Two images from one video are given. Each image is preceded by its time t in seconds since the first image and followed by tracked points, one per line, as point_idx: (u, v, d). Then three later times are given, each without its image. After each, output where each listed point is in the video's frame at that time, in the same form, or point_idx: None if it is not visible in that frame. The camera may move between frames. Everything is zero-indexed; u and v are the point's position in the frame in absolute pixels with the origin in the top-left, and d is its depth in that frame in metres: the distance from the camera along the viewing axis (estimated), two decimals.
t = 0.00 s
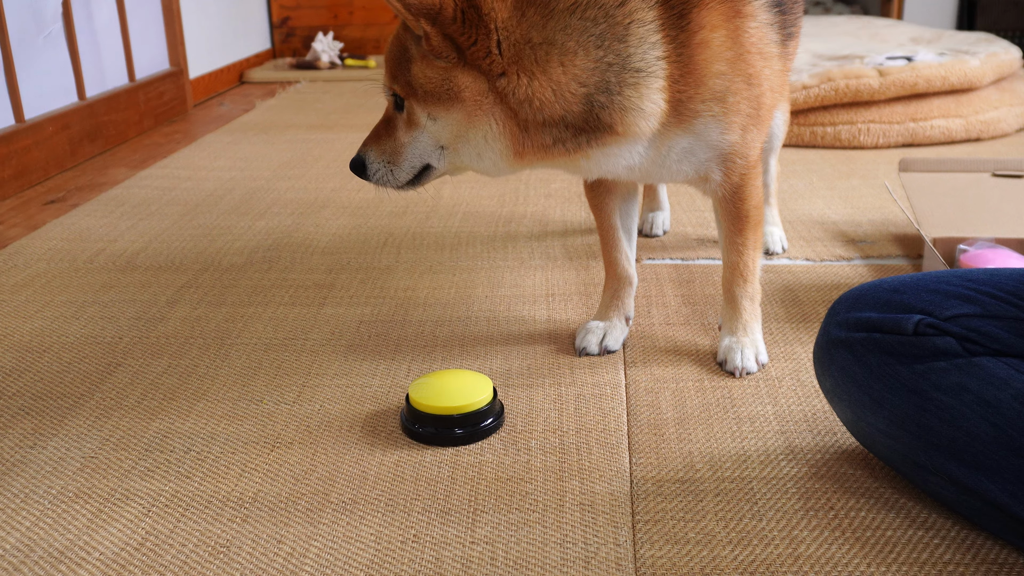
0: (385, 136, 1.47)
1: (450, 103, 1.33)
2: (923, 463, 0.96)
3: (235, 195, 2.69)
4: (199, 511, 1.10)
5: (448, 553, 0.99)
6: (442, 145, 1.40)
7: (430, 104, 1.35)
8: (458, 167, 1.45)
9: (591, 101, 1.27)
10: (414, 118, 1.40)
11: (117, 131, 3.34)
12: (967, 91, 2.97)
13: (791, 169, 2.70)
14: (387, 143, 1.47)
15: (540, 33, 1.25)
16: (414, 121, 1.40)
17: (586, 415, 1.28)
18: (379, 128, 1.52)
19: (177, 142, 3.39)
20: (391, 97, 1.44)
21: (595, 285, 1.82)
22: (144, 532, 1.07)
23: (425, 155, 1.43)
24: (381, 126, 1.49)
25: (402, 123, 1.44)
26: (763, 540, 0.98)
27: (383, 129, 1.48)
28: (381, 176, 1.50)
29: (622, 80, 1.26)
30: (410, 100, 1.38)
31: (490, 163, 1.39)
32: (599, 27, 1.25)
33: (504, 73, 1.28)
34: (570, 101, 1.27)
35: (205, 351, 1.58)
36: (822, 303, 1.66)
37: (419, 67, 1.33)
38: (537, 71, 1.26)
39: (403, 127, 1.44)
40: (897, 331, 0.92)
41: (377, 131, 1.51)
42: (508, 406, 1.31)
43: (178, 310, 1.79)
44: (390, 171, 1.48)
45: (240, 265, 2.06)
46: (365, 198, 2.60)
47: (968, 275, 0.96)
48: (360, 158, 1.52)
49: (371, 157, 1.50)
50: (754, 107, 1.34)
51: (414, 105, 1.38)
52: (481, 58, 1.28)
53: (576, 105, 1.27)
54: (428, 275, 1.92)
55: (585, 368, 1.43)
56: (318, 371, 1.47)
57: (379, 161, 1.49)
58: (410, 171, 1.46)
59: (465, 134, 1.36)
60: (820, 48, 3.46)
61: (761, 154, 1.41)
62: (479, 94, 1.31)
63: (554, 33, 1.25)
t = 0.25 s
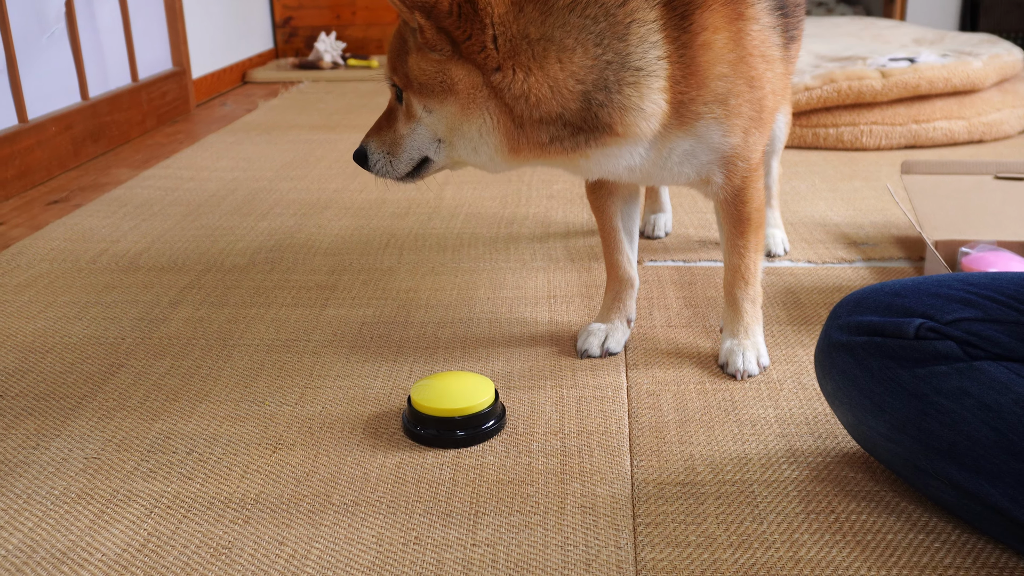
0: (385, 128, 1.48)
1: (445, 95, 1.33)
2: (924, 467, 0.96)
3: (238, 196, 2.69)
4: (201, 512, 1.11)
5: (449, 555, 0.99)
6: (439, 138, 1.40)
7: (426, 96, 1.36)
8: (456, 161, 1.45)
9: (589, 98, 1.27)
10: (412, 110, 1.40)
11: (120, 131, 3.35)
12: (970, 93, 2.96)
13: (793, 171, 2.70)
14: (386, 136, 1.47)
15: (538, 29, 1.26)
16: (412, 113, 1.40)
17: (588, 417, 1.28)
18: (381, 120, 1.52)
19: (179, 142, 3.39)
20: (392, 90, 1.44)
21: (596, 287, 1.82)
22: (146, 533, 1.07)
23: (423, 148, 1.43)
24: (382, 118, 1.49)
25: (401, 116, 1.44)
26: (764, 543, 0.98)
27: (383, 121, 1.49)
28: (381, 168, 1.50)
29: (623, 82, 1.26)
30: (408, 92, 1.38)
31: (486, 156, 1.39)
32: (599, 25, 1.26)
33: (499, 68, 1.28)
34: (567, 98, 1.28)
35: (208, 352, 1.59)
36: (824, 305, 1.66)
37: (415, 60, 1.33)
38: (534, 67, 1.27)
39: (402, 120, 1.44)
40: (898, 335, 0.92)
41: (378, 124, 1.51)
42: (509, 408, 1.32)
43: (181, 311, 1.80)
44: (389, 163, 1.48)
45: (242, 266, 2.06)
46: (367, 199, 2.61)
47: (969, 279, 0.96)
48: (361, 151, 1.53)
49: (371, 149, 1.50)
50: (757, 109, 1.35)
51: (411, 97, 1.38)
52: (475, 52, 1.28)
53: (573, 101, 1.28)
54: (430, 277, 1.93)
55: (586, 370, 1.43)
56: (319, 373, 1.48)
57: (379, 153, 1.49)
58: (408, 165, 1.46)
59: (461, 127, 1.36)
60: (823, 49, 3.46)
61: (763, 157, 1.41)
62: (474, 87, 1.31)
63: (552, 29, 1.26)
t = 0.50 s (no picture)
0: (389, 127, 1.48)
1: (451, 87, 1.34)
2: (926, 471, 0.97)
3: (241, 200, 2.70)
4: (206, 518, 1.11)
5: (453, 560, 0.99)
6: (444, 133, 1.40)
7: (431, 90, 1.36)
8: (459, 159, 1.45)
9: (591, 96, 1.28)
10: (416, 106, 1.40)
11: (123, 135, 3.36)
12: (972, 95, 2.96)
13: (795, 174, 2.70)
14: (390, 134, 1.47)
15: (542, 24, 1.27)
16: (416, 110, 1.41)
17: (591, 422, 1.28)
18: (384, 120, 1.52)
19: (182, 146, 3.40)
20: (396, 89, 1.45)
21: (598, 291, 1.82)
22: (152, 538, 1.07)
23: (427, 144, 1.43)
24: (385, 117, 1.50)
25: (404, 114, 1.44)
26: (766, 548, 0.99)
27: (387, 121, 1.49)
28: (384, 168, 1.49)
29: (626, 85, 1.27)
30: (412, 88, 1.39)
31: (490, 151, 1.39)
32: (602, 23, 1.26)
33: (503, 60, 1.29)
34: (569, 94, 1.28)
35: (211, 357, 1.59)
36: (826, 309, 1.66)
37: (421, 53, 1.34)
38: (539, 62, 1.27)
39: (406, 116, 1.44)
40: (900, 340, 0.92)
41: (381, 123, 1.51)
42: (512, 413, 1.32)
43: (185, 316, 1.80)
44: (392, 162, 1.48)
45: (245, 270, 2.07)
46: (370, 203, 2.61)
47: (971, 284, 0.96)
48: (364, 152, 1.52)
49: (375, 148, 1.50)
50: (759, 114, 1.35)
51: (415, 93, 1.39)
52: (481, 43, 1.29)
53: (575, 98, 1.28)
54: (433, 281, 1.93)
55: (589, 375, 1.44)
56: (323, 378, 1.48)
57: (382, 152, 1.48)
58: (413, 162, 1.46)
59: (466, 121, 1.36)
60: (825, 52, 3.47)
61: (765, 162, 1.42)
62: (479, 79, 1.32)
63: (555, 26, 1.26)
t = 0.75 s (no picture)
0: (393, 136, 1.47)
1: (462, 97, 1.34)
2: (926, 481, 0.98)
3: (245, 210, 2.71)
4: (213, 529, 1.12)
5: (457, 571, 1.00)
6: (451, 142, 1.40)
7: (442, 99, 1.36)
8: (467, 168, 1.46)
9: (598, 104, 1.29)
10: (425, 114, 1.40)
11: (127, 146, 3.38)
12: (972, 101, 2.97)
13: (796, 181, 2.71)
14: (395, 144, 1.46)
15: (550, 33, 1.28)
16: (424, 119, 1.40)
17: (594, 431, 1.29)
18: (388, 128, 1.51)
19: (186, 156, 3.42)
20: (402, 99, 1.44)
21: (601, 300, 1.83)
22: (159, 550, 1.09)
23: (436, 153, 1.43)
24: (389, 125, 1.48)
25: (410, 123, 1.43)
26: (768, 557, 0.99)
27: (391, 131, 1.48)
28: (389, 178, 1.48)
29: (630, 96, 1.28)
30: (420, 96, 1.39)
31: (498, 159, 1.40)
32: (609, 33, 1.28)
33: (512, 68, 1.30)
34: (576, 103, 1.29)
35: (217, 369, 1.61)
36: (828, 317, 1.67)
37: (432, 61, 1.34)
38: (548, 69, 1.29)
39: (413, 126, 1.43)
40: (899, 351, 0.93)
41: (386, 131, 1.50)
42: (516, 423, 1.33)
43: (190, 327, 1.82)
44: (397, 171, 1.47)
45: (250, 281, 2.09)
46: (373, 213, 2.63)
47: (970, 294, 0.97)
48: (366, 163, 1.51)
49: (379, 158, 1.48)
50: (760, 126, 1.36)
51: (424, 101, 1.38)
52: (491, 49, 1.30)
53: (581, 107, 1.29)
54: (436, 290, 1.94)
55: (592, 385, 1.45)
56: (329, 389, 1.49)
57: (387, 161, 1.47)
58: (418, 171, 1.45)
59: (477, 131, 1.37)
60: (825, 58, 3.48)
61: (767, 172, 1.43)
62: (489, 87, 1.33)
63: (563, 34, 1.28)
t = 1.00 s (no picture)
0: (439, 149, 1.30)
1: (520, 85, 1.25)
2: (923, 495, 0.99)
3: (250, 222, 2.74)
4: (219, 540, 1.14)
5: None
6: (511, 139, 1.29)
7: (496, 95, 1.25)
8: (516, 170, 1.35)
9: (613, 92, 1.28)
10: (475, 119, 1.27)
11: (132, 157, 3.41)
12: (973, 113, 2.99)
13: (797, 193, 2.73)
14: (445, 160, 1.30)
15: (569, 17, 1.27)
16: (479, 120, 1.27)
17: (596, 443, 1.31)
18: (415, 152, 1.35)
19: (191, 167, 3.45)
20: (439, 108, 1.28)
21: (603, 312, 1.85)
22: (166, 560, 1.10)
23: (490, 157, 1.30)
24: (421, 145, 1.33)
25: (459, 131, 1.28)
26: (768, 569, 1.00)
27: (432, 148, 1.31)
28: (449, 197, 1.31)
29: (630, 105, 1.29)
30: (471, 95, 1.26)
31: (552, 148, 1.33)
32: (619, 23, 1.29)
33: (554, 48, 1.27)
34: (594, 89, 1.28)
35: (222, 380, 1.62)
36: (828, 330, 1.69)
37: (472, 57, 1.25)
38: (573, 44, 1.27)
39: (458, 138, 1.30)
40: (897, 366, 0.95)
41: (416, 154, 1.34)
42: (519, 435, 1.34)
43: (196, 338, 1.84)
44: (457, 186, 1.31)
45: (255, 292, 2.11)
46: (377, 224, 2.65)
47: (966, 309, 0.98)
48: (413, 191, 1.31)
49: (425, 183, 1.30)
50: (752, 140, 1.39)
51: (478, 100, 1.26)
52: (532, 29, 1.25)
53: (600, 93, 1.28)
54: (439, 303, 1.96)
55: (594, 397, 1.46)
56: (333, 400, 1.51)
57: (444, 180, 1.30)
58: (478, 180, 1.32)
59: (537, 124, 1.27)
60: (826, 71, 3.51)
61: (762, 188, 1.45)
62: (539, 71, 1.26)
63: (580, 20, 1.28)
